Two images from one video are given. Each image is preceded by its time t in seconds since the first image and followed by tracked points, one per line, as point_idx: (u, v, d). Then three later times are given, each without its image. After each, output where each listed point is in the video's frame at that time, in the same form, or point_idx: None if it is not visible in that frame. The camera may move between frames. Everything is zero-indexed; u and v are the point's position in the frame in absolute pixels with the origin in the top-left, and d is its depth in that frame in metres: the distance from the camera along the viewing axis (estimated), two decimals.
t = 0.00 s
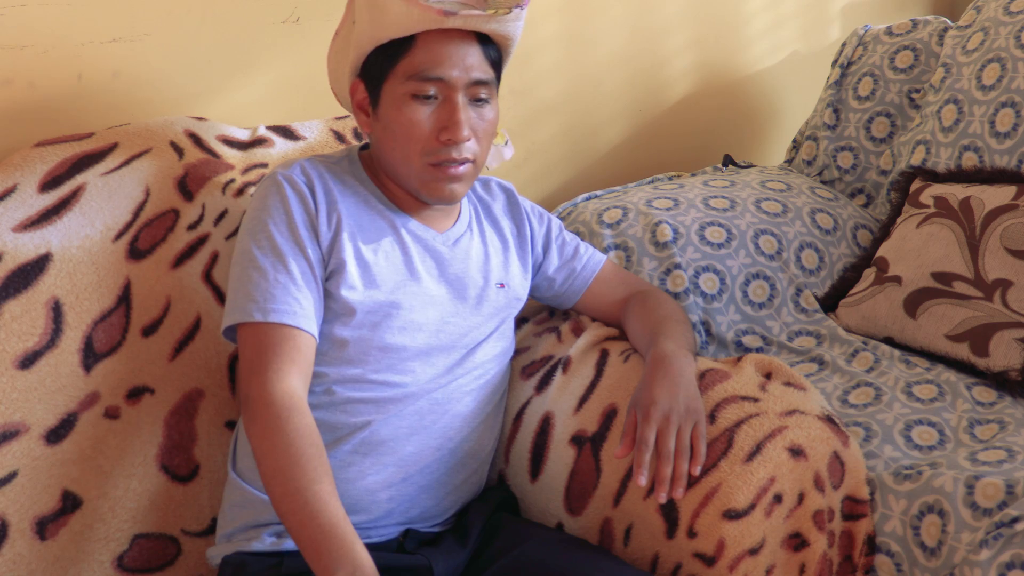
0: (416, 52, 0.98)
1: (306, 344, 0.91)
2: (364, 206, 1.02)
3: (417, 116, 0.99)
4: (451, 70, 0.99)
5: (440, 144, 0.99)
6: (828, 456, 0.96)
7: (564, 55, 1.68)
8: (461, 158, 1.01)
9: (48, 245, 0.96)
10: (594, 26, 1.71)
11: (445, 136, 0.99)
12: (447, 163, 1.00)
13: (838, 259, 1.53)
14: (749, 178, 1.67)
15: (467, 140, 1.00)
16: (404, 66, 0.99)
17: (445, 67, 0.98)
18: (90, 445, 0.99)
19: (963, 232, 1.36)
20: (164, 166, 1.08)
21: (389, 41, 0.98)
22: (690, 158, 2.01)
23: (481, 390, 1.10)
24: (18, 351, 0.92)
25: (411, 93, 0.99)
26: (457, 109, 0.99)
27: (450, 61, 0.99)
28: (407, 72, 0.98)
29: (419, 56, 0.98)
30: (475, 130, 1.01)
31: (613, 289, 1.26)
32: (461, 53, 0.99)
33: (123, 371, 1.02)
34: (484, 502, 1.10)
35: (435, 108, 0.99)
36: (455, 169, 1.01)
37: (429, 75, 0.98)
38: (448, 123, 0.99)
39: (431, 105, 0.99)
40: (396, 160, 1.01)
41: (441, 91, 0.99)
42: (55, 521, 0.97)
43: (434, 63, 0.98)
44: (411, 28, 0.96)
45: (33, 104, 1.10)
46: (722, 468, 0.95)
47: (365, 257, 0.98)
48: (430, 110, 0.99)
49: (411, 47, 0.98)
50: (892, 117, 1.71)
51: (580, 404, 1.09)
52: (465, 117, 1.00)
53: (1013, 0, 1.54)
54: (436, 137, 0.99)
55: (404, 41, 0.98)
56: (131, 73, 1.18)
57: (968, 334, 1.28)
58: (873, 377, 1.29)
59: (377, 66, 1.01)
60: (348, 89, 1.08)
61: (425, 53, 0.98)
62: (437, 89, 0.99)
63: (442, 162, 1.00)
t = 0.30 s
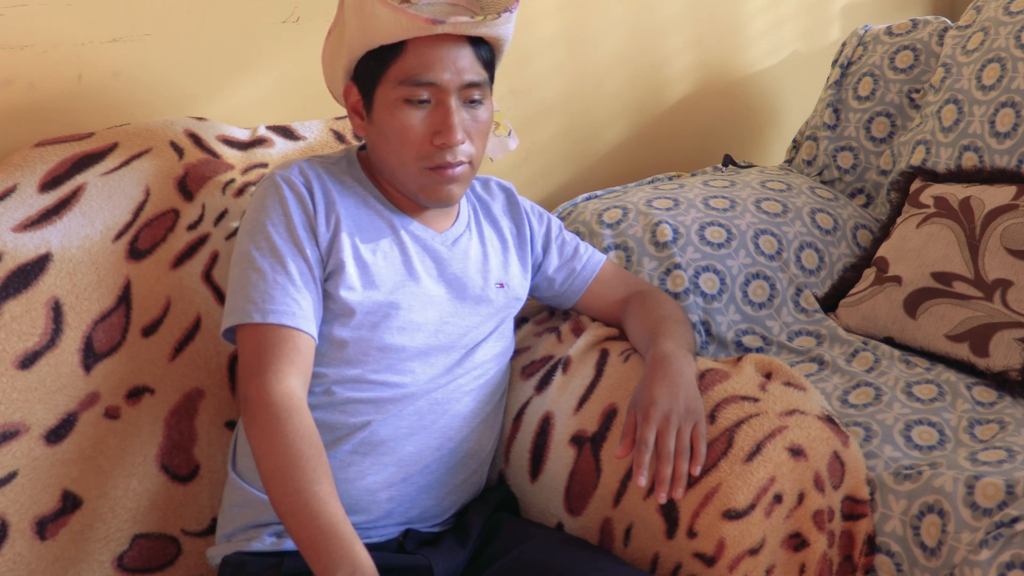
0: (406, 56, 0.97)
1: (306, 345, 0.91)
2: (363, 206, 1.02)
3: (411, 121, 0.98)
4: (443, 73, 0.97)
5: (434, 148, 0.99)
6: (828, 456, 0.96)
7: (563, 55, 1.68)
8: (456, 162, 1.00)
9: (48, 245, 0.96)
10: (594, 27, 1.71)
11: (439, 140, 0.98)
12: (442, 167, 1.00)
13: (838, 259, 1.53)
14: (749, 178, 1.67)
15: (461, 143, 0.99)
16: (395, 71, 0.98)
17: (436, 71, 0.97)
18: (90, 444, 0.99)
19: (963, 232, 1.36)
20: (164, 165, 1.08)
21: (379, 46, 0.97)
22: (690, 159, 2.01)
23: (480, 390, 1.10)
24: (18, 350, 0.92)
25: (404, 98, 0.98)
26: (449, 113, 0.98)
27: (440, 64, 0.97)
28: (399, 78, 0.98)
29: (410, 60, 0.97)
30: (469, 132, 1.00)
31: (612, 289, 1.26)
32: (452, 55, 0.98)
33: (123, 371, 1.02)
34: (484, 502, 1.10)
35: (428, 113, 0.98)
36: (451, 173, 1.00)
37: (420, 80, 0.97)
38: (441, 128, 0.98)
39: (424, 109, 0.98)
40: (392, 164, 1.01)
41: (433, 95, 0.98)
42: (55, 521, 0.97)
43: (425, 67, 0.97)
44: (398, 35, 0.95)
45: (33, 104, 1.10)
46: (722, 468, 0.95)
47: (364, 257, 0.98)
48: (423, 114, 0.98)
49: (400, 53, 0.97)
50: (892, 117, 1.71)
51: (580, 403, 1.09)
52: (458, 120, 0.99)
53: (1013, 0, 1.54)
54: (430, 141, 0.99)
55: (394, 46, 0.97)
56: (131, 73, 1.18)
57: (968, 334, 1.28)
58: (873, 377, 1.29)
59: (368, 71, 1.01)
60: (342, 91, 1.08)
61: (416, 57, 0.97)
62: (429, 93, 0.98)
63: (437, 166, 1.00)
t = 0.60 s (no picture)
0: (399, 70, 0.95)
1: (306, 347, 0.91)
2: (362, 208, 1.02)
3: (409, 134, 0.97)
4: (437, 84, 0.96)
5: (436, 159, 0.98)
6: (828, 456, 0.96)
7: (563, 56, 1.68)
8: (458, 170, 0.99)
9: (48, 245, 0.96)
10: (594, 26, 1.71)
11: (439, 151, 0.97)
12: (445, 176, 0.99)
13: (838, 259, 1.53)
14: (749, 178, 1.67)
15: (461, 151, 0.98)
16: (389, 85, 0.96)
17: (431, 83, 0.96)
18: (90, 445, 0.99)
19: (963, 232, 1.36)
20: (164, 165, 1.08)
21: (370, 63, 0.96)
22: (689, 159, 2.01)
23: (480, 391, 1.10)
24: (18, 351, 0.92)
25: (399, 112, 0.97)
26: (447, 123, 0.97)
27: (435, 76, 0.96)
28: (393, 92, 0.96)
29: (403, 74, 0.95)
30: (468, 138, 0.99)
31: (613, 289, 1.26)
32: (445, 65, 0.96)
33: (123, 371, 1.02)
34: (484, 501, 1.10)
35: (426, 124, 0.97)
36: (454, 181, 1.00)
37: (415, 93, 0.96)
38: (440, 138, 0.97)
39: (421, 121, 0.97)
40: (393, 177, 1.01)
41: (429, 107, 0.97)
42: (55, 521, 0.97)
43: (419, 80, 0.95)
44: (389, 55, 0.94)
45: (33, 104, 1.10)
46: (722, 468, 0.95)
47: (364, 260, 0.98)
48: (420, 126, 0.97)
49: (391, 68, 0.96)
50: (892, 117, 1.71)
51: (580, 404, 1.09)
52: (456, 129, 0.98)
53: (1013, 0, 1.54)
54: (430, 153, 0.98)
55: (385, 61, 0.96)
56: (131, 73, 1.18)
57: (968, 334, 1.28)
58: (873, 377, 1.29)
59: (359, 85, 0.99)
60: (335, 101, 1.06)
61: (409, 70, 0.95)
62: (425, 104, 0.97)
63: (439, 176, 0.99)
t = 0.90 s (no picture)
0: (392, 73, 0.95)
1: (305, 348, 0.91)
2: (361, 210, 1.02)
3: (404, 136, 0.97)
4: (431, 86, 0.96)
5: (432, 161, 0.98)
6: (828, 456, 0.95)
7: (563, 56, 1.68)
8: (454, 171, 1.00)
9: (48, 245, 0.96)
10: (594, 27, 1.71)
11: (435, 153, 0.98)
12: (441, 178, 0.99)
13: (838, 259, 1.53)
14: (749, 178, 1.67)
15: (457, 153, 0.98)
16: (383, 88, 0.96)
17: (424, 85, 0.95)
18: (90, 444, 0.99)
19: (962, 232, 1.36)
20: (164, 165, 1.08)
21: (363, 67, 0.96)
22: (689, 159, 2.01)
23: (479, 391, 1.10)
24: (18, 351, 0.92)
25: (394, 115, 0.97)
26: (443, 125, 0.97)
27: (428, 78, 0.95)
28: (387, 95, 0.96)
29: (396, 77, 0.95)
30: (464, 139, 1.00)
31: (612, 289, 1.26)
32: (438, 67, 0.96)
33: (123, 371, 1.02)
34: (484, 501, 1.10)
35: (421, 126, 0.97)
36: (450, 182, 1.00)
37: (409, 95, 0.96)
38: (435, 140, 0.97)
39: (416, 123, 0.97)
40: (389, 178, 1.01)
41: (424, 108, 0.97)
42: (55, 521, 0.97)
43: (413, 82, 0.95)
44: (380, 60, 0.94)
45: (33, 104, 1.11)
46: (722, 468, 0.95)
47: (362, 261, 0.98)
48: (416, 128, 0.97)
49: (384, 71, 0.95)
50: (892, 117, 1.71)
51: (580, 404, 1.09)
52: (452, 130, 0.98)
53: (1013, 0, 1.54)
54: (426, 155, 0.98)
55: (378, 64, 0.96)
56: (131, 73, 1.18)
57: (968, 334, 1.28)
58: (873, 377, 1.29)
59: (353, 88, 0.99)
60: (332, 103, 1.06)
61: (402, 73, 0.95)
62: (419, 106, 0.97)
63: (435, 177, 0.99)
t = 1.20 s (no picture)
0: (391, 72, 0.95)
1: (303, 349, 0.91)
2: (360, 211, 1.02)
3: (404, 136, 0.97)
4: (430, 85, 0.96)
5: (432, 160, 0.98)
6: (828, 456, 0.95)
7: (563, 56, 1.68)
8: (454, 171, 0.99)
9: (48, 245, 0.96)
10: (594, 27, 1.71)
11: (435, 152, 0.97)
12: (441, 177, 0.99)
13: (838, 259, 1.53)
14: (749, 178, 1.67)
15: (457, 152, 0.98)
16: (382, 88, 0.96)
17: (423, 84, 0.96)
18: (90, 444, 0.99)
19: (962, 232, 1.36)
20: (164, 165, 1.08)
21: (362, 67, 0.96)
22: (689, 159, 2.01)
23: (479, 391, 1.10)
24: (18, 351, 0.92)
25: (393, 114, 0.97)
26: (442, 124, 0.97)
27: (427, 77, 0.95)
28: (386, 95, 0.96)
29: (395, 76, 0.95)
30: (463, 138, 1.00)
31: (612, 289, 1.25)
32: (437, 66, 0.96)
33: (123, 371, 1.02)
34: (484, 501, 1.10)
35: (420, 126, 0.97)
36: (450, 182, 1.00)
37: (408, 95, 0.96)
38: (435, 139, 0.97)
39: (415, 122, 0.97)
40: (389, 179, 1.01)
41: (423, 108, 0.97)
42: (55, 521, 0.97)
43: (412, 82, 0.95)
44: (379, 59, 0.94)
45: (34, 104, 1.11)
46: (722, 468, 0.95)
47: (362, 263, 0.98)
48: (416, 127, 0.97)
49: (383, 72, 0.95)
50: (892, 117, 1.70)
51: (580, 404, 1.09)
52: (451, 129, 0.98)
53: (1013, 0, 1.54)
54: (426, 154, 0.98)
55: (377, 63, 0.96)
56: (131, 73, 1.18)
57: (968, 334, 1.28)
58: (873, 377, 1.29)
59: (352, 89, 0.99)
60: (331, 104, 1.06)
61: (401, 73, 0.95)
62: (419, 105, 0.97)
63: (435, 177, 0.99)
